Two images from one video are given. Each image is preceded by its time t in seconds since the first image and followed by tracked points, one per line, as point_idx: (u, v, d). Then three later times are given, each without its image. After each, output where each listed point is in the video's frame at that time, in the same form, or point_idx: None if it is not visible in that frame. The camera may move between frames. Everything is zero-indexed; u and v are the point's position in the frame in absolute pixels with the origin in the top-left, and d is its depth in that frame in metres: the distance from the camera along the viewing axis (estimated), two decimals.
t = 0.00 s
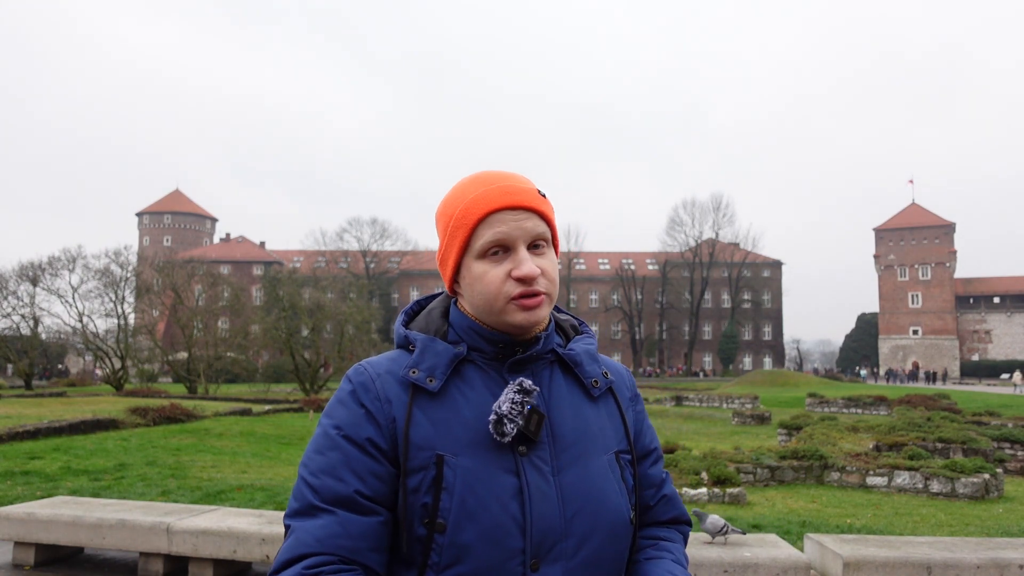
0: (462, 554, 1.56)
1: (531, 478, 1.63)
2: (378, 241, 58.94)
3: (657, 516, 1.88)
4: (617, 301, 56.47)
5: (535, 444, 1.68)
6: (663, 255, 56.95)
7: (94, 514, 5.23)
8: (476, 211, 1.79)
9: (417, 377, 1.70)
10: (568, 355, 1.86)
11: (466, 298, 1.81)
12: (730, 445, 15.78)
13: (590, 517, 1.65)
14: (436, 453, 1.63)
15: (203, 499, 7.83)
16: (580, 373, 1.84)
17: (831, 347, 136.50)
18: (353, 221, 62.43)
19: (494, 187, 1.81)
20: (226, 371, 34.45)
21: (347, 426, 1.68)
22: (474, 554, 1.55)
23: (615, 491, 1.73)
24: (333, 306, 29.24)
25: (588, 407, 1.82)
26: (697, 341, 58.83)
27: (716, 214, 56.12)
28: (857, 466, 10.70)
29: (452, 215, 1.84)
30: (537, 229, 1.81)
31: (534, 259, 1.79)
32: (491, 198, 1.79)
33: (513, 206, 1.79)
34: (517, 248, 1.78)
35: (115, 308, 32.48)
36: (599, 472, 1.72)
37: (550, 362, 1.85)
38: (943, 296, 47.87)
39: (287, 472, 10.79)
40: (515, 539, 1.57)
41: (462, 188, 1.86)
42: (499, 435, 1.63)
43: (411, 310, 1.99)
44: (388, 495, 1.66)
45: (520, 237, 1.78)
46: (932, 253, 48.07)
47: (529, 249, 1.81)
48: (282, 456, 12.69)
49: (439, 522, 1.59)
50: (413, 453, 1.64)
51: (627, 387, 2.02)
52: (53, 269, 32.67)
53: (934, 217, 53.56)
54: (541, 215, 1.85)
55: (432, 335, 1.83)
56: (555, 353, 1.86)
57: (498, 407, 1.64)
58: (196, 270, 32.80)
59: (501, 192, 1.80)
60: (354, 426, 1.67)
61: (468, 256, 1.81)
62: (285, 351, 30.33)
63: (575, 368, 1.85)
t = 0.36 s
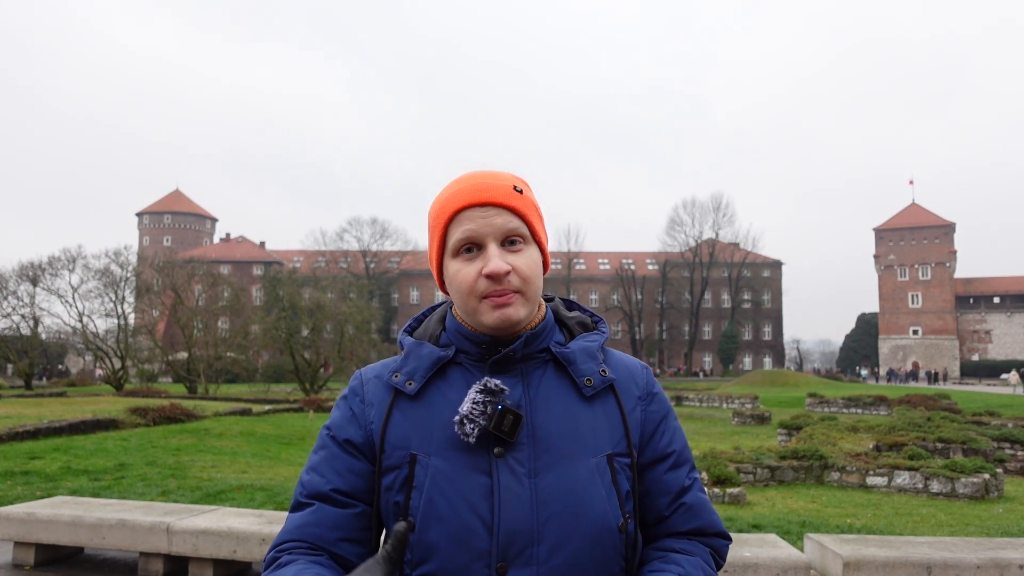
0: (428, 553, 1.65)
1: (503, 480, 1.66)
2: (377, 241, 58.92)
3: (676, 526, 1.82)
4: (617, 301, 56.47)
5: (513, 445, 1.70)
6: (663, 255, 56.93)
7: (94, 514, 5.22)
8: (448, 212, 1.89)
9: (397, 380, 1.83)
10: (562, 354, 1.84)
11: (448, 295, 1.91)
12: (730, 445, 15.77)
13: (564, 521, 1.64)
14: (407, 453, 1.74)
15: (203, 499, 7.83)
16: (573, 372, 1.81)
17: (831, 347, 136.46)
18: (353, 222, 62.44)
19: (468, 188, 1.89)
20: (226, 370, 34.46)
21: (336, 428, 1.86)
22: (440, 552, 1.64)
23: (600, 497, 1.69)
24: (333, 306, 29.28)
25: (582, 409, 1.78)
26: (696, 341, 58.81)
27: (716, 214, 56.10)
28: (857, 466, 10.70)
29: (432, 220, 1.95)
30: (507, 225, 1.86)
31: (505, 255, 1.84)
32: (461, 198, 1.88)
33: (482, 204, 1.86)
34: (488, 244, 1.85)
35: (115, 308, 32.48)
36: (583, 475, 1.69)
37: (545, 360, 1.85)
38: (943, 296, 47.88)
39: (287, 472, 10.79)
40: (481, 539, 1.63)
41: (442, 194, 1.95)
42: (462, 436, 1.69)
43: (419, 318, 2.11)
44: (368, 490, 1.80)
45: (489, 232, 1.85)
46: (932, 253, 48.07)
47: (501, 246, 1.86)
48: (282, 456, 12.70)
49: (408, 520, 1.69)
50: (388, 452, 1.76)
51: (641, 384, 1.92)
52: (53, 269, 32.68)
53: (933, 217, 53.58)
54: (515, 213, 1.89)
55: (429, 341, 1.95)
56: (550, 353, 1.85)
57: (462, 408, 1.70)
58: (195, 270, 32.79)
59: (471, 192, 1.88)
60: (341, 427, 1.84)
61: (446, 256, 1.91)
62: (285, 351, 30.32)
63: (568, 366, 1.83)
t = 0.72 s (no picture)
0: (415, 551, 1.70)
1: (490, 480, 1.69)
2: (377, 241, 58.91)
3: (682, 535, 1.77)
4: (617, 301, 56.47)
5: (501, 444, 1.72)
6: (663, 255, 56.90)
7: (94, 514, 5.22)
8: (442, 212, 1.93)
9: (396, 381, 1.89)
10: (560, 353, 1.83)
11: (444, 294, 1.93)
12: (730, 445, 15.78)
13: (549, 525, 1.63)
14: (400, 451, 1.80)
15: (203, 499, 7.84)
16: (570, 371, 1.79)
17: (831, 346, 136.45)
18: (353, 221, 62.45)
19: (461, 187, 1.91)
20: (226, 370, 34.46)
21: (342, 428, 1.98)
22: (423, 551, 1.68)
23: (590, 501, 1.66)
24: (333, 306, 29.32)
25: (578, 409, 1.76)
26: (696, 341, 58.81)
27: (717, 214, 56.10)
28: (857, 466, 10.69)
29: (432, 215, 1.98)
30: (497, 224, 1.87)
31: (495, 253, 1.86)
32: (456, 197, 1.90)
33: (472, 202, 1.87)
34: (478, 244, 1.87)
35: (115, 308, 32.48)
36: (572, 477, 1.67)
37: (544, 359, 1.84)
38: (943, 296, 47.90)
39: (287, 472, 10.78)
40: (463, 539, 1.66)
41: (439, 192, 1.98)
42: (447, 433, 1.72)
43: (432, 318, 2.16)
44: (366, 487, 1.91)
45: (480, 232, 1.87)
46: (932, 253, 48.05)
47: (492, 244, 1.87)
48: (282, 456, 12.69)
49: (396, 518, 1.75)
50: (381, 449, 1.84)
51: (648, 382, 1.86)
52: (53, 269, 32.68)
53: (933, 217, 53.58)
54: (507, 211, 1.88)
55: (434, 340, 2.00)
56: (548, 352, 1.85)
57: (447, 407, 1.74)
58: (196, 269, 32.77)
59: (464, 191, 1.90)
60: (347, 427, 1.96)
61: (443, 254, 1.95)
62: (285, 351, 30.33)
63: (566, 365, 1.81)
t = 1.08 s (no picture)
0: (406, 551, 1.72)
1: (480, 480, 1.70)
2: (377, 241, 58.92)
3: (681, 538, 1.76)
4: (617, 301, 56.48)
5: (493, 446, 1.73)
6: (663, 255, 56.92)
7: (94, 514, 5.22)
8: (435, 215, 1.93)
9: (393, 382, 1.92)
10: (554, 353, 1.83)
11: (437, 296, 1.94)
12: (730, 445, 15.78)
13: (537, 526, 1.64)
14: (396, 452, 1.82)
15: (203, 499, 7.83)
16: (563, 371, 1.80)
17: (832, 345, 136.41)
18: (353, 222, 62.49)
19: (452, 189, 1.92)
20: (226, 370, 34.46)
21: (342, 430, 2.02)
22: (415, 552, 1.70)
23: (579, 502, 1.66)
24: (333, 306, 29.33)
25: (570, 409, 1.76)
26: (696, 340, 58.81)
27: (717, 215, 56.09)
28: (857, 466, 10.70)
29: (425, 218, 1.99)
30: (487, 226, 1.86)
31: (485, 255, 1.85)
32: (447, 199, 1.91)
33: (463, 204, 1.88)
34: (468, 245, 1.87)
35: (115, 308, 32.50)
36: (563, 478, 1.67)
37: (539, 359, 1.85)
38: (943, 296, 47.90)
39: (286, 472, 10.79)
40: (453, 540, 1.67)
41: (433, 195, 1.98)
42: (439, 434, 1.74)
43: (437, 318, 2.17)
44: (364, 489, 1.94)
45: (470, 234, 1.87)
46: (932, 253, 48.05)
47: (483, 246, 1.87)
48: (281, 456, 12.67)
49: (391, 519, 1.77)
50: (377, 452, 1.86)
51: (647, 381, 1.85)
52: (53, 269, 32.69)
53: (933, 217, 53.59)
54: (498, 212, 1.87)
55: (433, 341, 2.02)
56: (544, 352, 1.85)
57: (437, 406, 1.76)
58: (196, 270, 32.78)
59: (455, 193, 1.90)
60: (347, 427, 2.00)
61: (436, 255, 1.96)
62: (285, 351, 30.34)
63: (560, 365, 1.81)
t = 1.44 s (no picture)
0: (404, 551, 1.72)
1: (478, 480, 1.70)
2: (377, 241, 58.89)
3: (677, 539, 1.76)
4: (617, 301, 56.50)
5: (490, 446, 1.73)
6: (663, 255, 56.92)
7: (94, 514, 5.22)
8: (441, 211, 1.93)
9: (391, 383, 1.92)
10: (552, 354, 1.82)
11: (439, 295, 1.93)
12: (730, 445, 15.78)
13: (534, 526, 1.63)
14: (393, 453, 1.82)
15: (203, 499, 7.83)
16: (559, 372, 1.80)
17: (832, 346, 136.46)
18: (353, 222, 62.51)
19: (458, 185, 1.92)
20: (226, 370, 34.48)
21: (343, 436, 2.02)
22: (413, 552, 1.70)
23: (579, 504, 1.65)
24: (333, 306, 29.34)
25: (567, 409, 1.76)
26: (696, 341, 58.79)
27: (717, 215, 56.10)
28: (857, 466, 10.69)
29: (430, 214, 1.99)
30: (495, 225, 1.86)
31: (489, 255, 1.85)
32: (453, 197, 1.91)
33: (470, 201, 1.87)
34: (474, 244, 1.87)
35: (115, 308, 32.48)
36: (560, 478, 1.67)
37: (536, 361, 1.85)
38: (943, 296, 47.90)
39: (287, 472, 10.79)
40: (450, 539, 1.67)
41: (439, 191, 1.98)
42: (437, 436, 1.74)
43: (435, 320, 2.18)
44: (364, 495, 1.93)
45: (476, 233, 1.87)
46: (932, 253, 48.05)
47: (489, 246, 1.87)
48: (282, 456, 12.69)
49: (390, 521, 1.77)
50: (375, 454, 1.86)
51: (642, 383, 1.86)
52: (53, 269, 32.67)
53: (933, 217, 53.59)
54: (506, 211, 1.88)
55: (430, 341, 2.02)
56: (541, 353, 1.85)
57: (435, 407, 1.76)
58: (196, 269, 32.77)
59: (461, 191, 1.91)
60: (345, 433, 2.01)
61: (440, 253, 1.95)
62: (285, 351, 30.34)
63: (557, 366, 1.81)
